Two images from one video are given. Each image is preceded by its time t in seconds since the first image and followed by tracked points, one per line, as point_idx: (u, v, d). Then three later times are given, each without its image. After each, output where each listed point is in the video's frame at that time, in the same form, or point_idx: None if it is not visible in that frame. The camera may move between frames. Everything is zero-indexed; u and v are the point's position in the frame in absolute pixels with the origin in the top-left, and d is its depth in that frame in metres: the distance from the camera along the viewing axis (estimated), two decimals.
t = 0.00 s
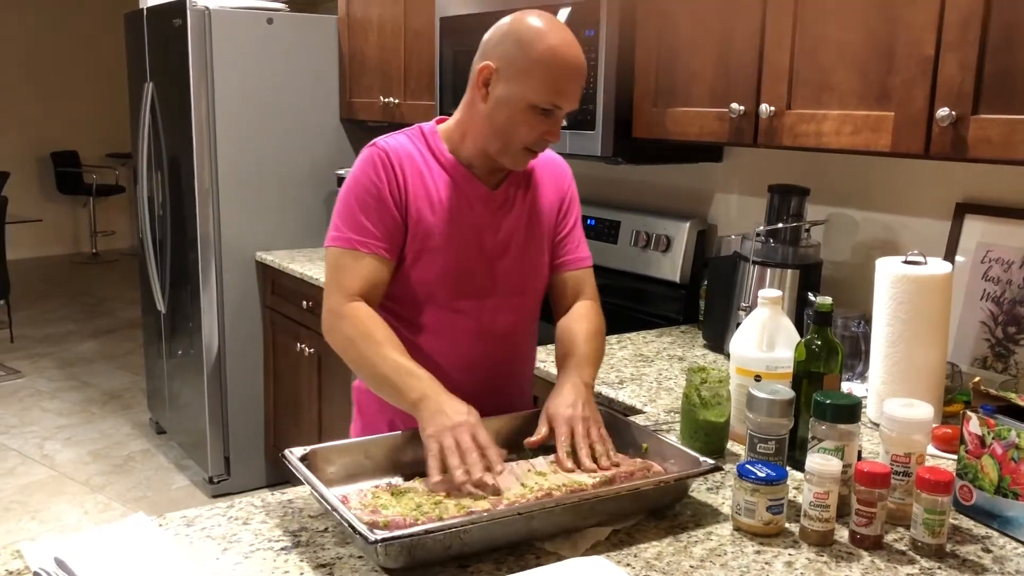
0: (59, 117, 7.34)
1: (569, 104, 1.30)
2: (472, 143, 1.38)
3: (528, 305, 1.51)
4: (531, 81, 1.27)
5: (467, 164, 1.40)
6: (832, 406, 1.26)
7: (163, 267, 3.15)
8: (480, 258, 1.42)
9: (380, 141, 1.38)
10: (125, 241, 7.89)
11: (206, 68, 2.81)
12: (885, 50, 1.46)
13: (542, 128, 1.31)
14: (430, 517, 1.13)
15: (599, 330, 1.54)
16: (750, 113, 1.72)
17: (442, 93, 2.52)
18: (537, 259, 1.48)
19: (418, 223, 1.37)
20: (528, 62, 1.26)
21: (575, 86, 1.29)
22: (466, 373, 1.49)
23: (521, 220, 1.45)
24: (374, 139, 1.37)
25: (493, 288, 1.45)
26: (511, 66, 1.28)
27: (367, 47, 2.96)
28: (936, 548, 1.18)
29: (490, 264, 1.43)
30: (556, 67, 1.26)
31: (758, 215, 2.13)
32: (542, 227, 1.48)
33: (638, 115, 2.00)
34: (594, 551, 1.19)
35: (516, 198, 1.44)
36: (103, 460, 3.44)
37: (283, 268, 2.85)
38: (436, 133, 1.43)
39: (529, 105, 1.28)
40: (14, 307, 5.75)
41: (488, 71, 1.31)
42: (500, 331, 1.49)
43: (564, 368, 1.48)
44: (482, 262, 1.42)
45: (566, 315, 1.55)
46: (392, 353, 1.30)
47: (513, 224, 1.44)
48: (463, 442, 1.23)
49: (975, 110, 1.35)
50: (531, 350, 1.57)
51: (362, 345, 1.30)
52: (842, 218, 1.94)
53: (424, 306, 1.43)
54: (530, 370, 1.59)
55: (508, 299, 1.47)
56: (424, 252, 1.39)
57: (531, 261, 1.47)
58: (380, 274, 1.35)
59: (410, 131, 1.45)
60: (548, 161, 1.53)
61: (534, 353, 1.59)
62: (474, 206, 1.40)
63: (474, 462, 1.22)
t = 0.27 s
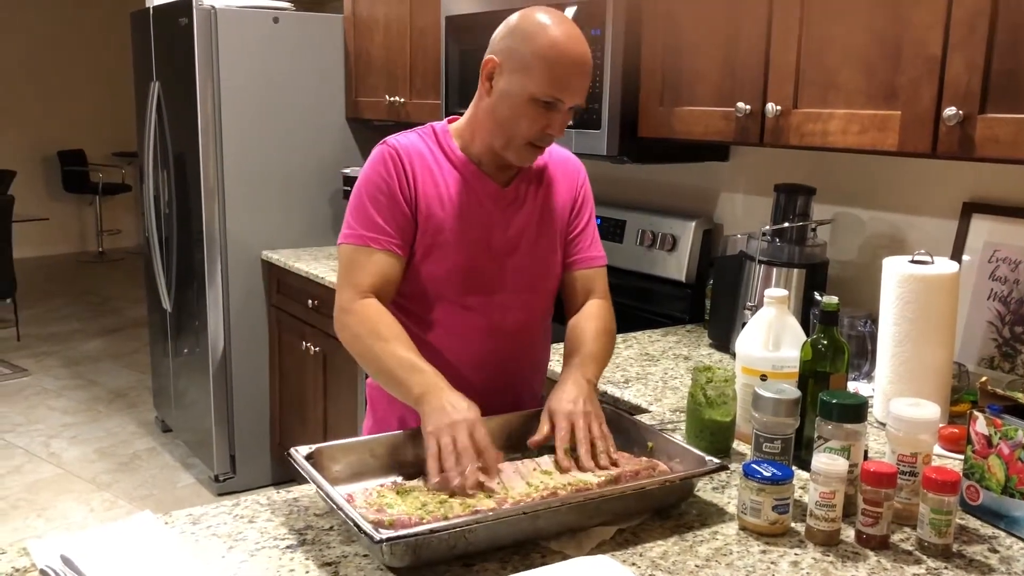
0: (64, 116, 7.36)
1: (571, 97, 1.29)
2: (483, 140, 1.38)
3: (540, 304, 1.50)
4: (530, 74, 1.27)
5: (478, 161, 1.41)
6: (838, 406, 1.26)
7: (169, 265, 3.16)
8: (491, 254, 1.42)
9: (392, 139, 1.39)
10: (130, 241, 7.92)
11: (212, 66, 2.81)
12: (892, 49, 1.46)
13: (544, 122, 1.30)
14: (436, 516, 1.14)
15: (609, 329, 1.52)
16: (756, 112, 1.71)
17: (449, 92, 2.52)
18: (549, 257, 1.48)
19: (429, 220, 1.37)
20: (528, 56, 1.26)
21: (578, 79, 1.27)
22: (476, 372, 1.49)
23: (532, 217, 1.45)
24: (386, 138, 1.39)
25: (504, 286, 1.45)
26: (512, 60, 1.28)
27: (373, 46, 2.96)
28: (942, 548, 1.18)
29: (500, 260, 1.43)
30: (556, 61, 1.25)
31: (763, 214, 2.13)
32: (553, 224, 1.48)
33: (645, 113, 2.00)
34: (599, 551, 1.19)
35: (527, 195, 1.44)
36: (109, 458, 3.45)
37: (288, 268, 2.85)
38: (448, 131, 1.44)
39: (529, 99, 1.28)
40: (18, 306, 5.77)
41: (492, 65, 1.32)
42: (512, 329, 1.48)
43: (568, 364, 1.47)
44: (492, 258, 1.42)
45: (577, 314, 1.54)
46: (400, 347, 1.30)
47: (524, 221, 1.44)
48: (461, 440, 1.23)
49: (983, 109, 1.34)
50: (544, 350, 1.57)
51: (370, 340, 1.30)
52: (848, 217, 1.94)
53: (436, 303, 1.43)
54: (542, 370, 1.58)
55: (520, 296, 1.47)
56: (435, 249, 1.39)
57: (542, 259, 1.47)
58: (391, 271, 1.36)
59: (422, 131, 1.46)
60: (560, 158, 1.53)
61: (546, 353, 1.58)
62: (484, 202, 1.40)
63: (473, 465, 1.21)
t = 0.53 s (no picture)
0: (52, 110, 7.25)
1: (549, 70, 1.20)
2: (466, 128, 1.30)
3: (532, 305, 1.41)
4: (503, 45, 1.19)
5: (463, 151, 1.32)
6: (858, 412, 1.19)
7: (153, 263, 3.06)
8: (477, 251, 1.33)
9: (370, 130, 1.31)
10: (111, 238, 7.80)
11: (197, 56, 2.71)
12: (914, 34, 1.38)
13: (520, 97, 1.21)
14: (432, 529, 1.06)
15: (607, 326, 1.43)
16: (772, 103, 1.63)
17: (446, 82, 2.44)
18: (540, 255, 1.39)
19: (409, 216, 1.29)
20: (501, 26, 1.19)
21: (555, 50, 1.19)
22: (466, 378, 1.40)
23: (521, 212, 1.36)
24: (363, 130, 1.30)
25: (492, 286, 1.36)
26: (484, 32, 1.21)
27: (367, 36, 2.88)
28: (966, 563, 1.11)
29: (488, 257, 1.34)
30: (530, 29, 1.18)
31: (779, 209, 2.05)
32: (545, 217, 1.39)
33: (651, 105, 1.92)
34: (605, 565, 1.11)
35: (515, 188, 1.35)
36: (88, 467, 3.36)
37: (278, 265, 2.77)
38: (431, 121, 1.35)
39: (504, 71, 1.19)
40: None
41: (465, 43, 1.24)
42: (501, 333, 1.39)
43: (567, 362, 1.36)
44: (479, 254, 1.33)
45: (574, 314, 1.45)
46: (381, 344, 1.22)
47: (512, 216, 1.35)
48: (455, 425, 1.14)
49: (1010, 100, 1.27)
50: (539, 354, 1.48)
51: (347, 341, 1.22)
52: (869, 213, 1.86)
53: (419, 304, 1.34)
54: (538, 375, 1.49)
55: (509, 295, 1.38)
56: (417, 247, 1.30)
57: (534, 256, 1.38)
58: (369, 271, 1.27)
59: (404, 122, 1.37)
60: (553, 148, 1.44)
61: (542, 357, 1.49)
62: (469, 195, 1.31)
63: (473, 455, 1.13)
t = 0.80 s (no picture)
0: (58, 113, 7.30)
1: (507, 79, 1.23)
2: (431, 134, 1.32)
3: (506, 307, 1.44)
4: (462, 54, 1.22)
5: (432, 157, 1.34)
6: (850, 410, 1.22)
7: (161, 264, 3.10)
8: (451, 255, 1.35)
9: (337, 139, 1.31)
10: (122, 240, 7.86)
11: (204, 60, 2.75)
12: (906, 40, 1.41)
13: (478, 106, 1.23)
14: (435, 524, 1.11)
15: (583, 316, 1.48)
16: (766, 107, 1.66)
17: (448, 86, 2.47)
18: (513, 257, 1.41)
19: (383, 222, 1.30)
20: (461, 34, 1.22)
21: (512, 59, 1.22)
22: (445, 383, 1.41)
23: (493, 215, 1.38)
24: (330, 139, 1.31)
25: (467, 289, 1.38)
26: (445, 41, 1.24)
27: (370, 40, 2.91)
28: (957, 556, 1.14)
29: (462, 261, 1.36)
30: (488, 38, 1.21)
31: (772, 211, 2.08)
32: (516, 220, 1.42)
33: (649, 109, 1.95)
34: (604, 558, 1.14)
35: (487, 192, 1.38)
36: (98, 464, 3.41)
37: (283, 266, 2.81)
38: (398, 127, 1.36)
39: (462, 80, 1.23)
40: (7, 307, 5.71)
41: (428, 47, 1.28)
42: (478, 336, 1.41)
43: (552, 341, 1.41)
44: (453, 258, 1.35)
45: (547, 308, 1.50)
46: (369, 326, 1.21)
47: (485, 221, 1.37)
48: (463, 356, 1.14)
49: (999, 104, 1.30)
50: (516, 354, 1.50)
51: (333, 333, 1.21)
52: (862, 214, 1.89)
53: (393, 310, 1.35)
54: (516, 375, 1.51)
55: (483, 298, 1.40)
56: (391, 252, 1.31)
57: (507, 258, 1.40)
58: (344, 278, 1.28)
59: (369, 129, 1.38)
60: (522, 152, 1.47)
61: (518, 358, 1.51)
62: (442, 200, 1.33)
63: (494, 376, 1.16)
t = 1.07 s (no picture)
0: (67, 117, 7.37)
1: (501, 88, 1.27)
2: (413, 144, 1.35)
3: (483, 308, 1.49)
4: (455, 66, 1.25)
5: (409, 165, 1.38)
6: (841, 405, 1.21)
7: (170, 265, 3.16)
8: (427, 261, 1.39)
9: (315, 149, 1.35)
10: (133, 241, 7.94)
11: (213, 66, 2.81)
12: (895, 48, 1.45)
13: (476, 115, 1.28)
14: (437, 516, 1.14)
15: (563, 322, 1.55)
16: (758, 112, 1.71)
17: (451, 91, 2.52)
18: (489, 260, 1.46)
19: (361, 230, 1.35)
20: (452, 47, 1.25)
21: (505, 68, 1.27)
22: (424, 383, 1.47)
23: (469, 221, 1.43)
24: (308, 150, 1.35)
25: (444, 294, 1.43)
26: (435, 54, 1.27)
27: (374, 47, 2.96)
28: (944, 549, 1.13)
29: (437, 267, 1.40)
30: (481, 49, 1.24)
31: (765, 213, 2.13)
32: (492, 226, 1.46)
33: (646, 113, 2.00)
34: (600, 551, 1.15)
35: (463, 199, 1.43)
36: (111, 458, 3.46)
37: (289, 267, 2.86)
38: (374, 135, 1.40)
39: (457, 93, 1.26)
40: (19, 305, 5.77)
41: (413, 62, 1.30)
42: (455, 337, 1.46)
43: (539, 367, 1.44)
44: (429, 264, 1.39)
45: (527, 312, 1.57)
46: (353, 359, 1.25)
47: (461, 227, 1.42)
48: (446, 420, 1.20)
49: (984, 109, 1.34)
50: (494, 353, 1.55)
51: (318, 362, 1.25)
52: (851, 216, 1.94)
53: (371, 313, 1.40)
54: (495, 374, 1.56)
55: (459, 302, 1.45)
56: (371, 259, 1.36)
57: (483, 262, 1.45)
58: (324, 285, 1.32)
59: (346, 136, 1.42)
60: (499, 159, 1.52)
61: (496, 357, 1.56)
62: (419, 207, 1.38)
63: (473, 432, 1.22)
